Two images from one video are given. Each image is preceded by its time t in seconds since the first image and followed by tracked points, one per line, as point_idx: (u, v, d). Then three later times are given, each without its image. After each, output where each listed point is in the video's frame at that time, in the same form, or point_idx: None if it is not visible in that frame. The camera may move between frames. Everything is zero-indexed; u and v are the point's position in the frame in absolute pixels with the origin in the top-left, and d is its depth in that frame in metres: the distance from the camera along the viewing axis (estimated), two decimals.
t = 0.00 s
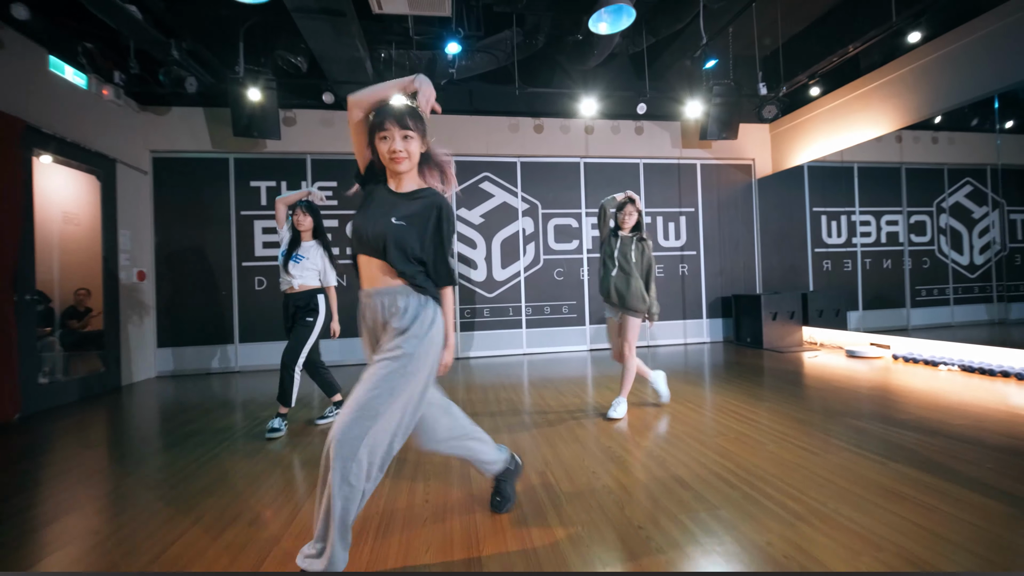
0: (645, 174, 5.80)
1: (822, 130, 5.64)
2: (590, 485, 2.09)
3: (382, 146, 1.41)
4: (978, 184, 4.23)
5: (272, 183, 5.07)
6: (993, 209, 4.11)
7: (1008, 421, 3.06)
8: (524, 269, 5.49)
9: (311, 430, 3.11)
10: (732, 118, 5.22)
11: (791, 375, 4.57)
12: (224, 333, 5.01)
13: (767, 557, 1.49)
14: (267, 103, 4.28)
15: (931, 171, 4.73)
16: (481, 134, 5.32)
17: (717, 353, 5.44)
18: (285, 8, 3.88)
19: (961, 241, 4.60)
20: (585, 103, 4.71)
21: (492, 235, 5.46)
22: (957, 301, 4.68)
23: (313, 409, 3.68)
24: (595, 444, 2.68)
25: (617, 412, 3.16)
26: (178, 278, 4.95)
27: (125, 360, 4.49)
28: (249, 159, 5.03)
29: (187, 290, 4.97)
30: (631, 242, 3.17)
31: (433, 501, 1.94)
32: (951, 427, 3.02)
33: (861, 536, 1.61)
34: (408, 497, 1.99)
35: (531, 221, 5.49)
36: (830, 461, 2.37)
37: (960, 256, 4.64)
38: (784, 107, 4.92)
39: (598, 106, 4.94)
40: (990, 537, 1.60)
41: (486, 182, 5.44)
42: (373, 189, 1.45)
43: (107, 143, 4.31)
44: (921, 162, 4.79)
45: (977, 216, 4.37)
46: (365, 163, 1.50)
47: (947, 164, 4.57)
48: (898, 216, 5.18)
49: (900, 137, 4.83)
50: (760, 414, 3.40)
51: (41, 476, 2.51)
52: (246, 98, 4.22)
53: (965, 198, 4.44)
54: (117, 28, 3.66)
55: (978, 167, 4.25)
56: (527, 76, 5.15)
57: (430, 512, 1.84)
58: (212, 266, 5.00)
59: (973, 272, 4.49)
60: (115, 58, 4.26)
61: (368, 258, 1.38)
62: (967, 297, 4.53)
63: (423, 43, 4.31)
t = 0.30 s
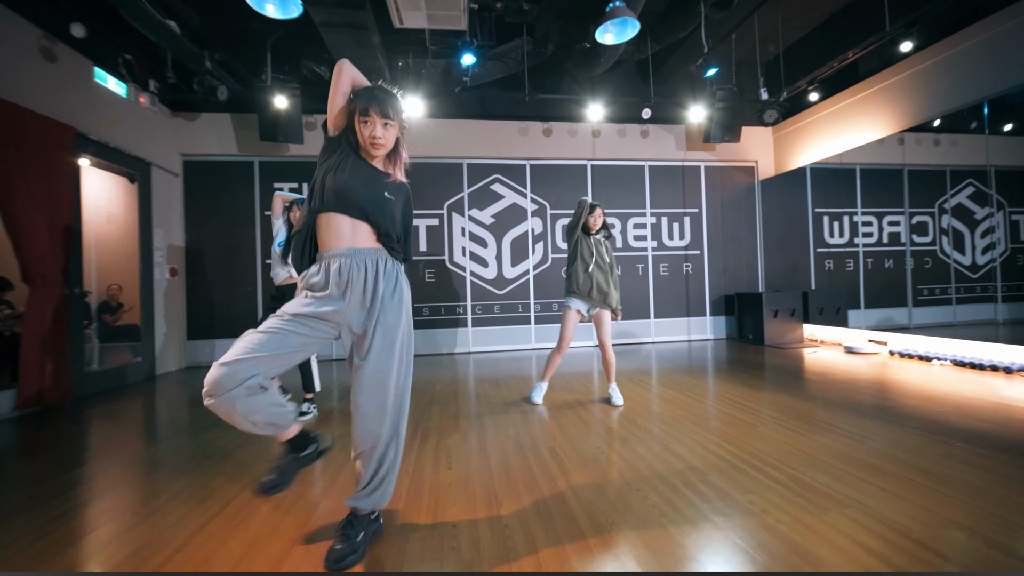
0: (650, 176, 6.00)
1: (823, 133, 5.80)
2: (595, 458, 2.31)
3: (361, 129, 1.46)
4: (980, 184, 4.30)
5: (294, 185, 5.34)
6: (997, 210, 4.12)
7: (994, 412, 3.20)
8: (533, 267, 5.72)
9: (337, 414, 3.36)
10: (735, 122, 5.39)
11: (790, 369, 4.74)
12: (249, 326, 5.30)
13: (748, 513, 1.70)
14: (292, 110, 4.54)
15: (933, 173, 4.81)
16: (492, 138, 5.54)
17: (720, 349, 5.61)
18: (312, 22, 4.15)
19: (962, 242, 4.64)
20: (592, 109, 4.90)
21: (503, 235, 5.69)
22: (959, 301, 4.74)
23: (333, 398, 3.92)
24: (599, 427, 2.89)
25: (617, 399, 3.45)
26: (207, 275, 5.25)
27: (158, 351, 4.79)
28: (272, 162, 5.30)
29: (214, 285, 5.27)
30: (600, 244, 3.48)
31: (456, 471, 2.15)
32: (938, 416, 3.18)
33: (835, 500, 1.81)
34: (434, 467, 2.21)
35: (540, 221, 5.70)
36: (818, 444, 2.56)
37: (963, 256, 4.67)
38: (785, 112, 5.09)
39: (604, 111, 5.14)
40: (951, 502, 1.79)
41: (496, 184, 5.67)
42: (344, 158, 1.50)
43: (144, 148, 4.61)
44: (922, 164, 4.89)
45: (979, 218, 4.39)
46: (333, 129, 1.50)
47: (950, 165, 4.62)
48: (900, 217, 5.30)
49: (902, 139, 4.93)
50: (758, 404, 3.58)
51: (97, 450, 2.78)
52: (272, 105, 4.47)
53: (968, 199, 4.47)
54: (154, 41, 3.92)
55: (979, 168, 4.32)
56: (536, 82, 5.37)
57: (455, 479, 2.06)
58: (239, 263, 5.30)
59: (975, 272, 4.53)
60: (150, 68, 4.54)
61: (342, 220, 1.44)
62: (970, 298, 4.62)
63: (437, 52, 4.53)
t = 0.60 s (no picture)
0: (661, 179, 6.19)
1: (830, 136, 5.95)
2: (609, 437, 2.54)
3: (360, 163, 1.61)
4: (990, 184, 4.42)
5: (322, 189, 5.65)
6: (1008, 210, 4.22)
7: (992, 404, 3.36)
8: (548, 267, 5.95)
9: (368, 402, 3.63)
10: (744, 126, 5.56)
11: (797, 365, 4.91)
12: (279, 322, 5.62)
13: (748, 483, 1.92)
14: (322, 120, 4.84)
15: (943, 174, 4.93)
16: (510, 144, 5.79)
17: (729, 346, 5.78)
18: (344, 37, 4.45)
19: (972, 242, 4.74)
20: (606, 115, 5.11)
21: (519, 235, 5.93)
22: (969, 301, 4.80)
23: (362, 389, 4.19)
24: (613, 414, 3.12)
25: (621, 386, 3.72)
26: (241, 274, 5.58)
27: (197, 345, 5.13)
28: (302, 168, 5.62)
29: (248, 283, 5.60)
30: (583, 253, 3.88)
31: (485, 448, 2.41)
32: (937, 408, 3.35)
33: (828, 474, 2.02)
34: (465, 444, 2.47)
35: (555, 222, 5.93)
36: (818, 430, 2.76)
37: (973, 256, 4.73)
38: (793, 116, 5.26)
39: (617, 117, 5.35)
40: (934, 476, 1.99)
41: (513, 187, 5.91)
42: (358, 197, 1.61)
43: (185, 155, 4.95)
44: (930, 166, 5.02)
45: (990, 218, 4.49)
46: (345, 172, 1.57)
47: (960, 166, 4.75)
48: (910, 218, 5.41)
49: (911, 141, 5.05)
50: (765, 397, 3.77)
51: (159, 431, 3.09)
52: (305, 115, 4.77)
53: (978, 199, 4.59)
54: (200, 57, 4.23)
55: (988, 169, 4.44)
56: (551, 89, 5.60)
57: (485, 452, 2.32)
58: (270, 262, 5.62)
59: (986, 272, 4.56)
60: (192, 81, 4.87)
61: (368, 248, 1.61)
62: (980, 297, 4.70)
63: (459, 63, 4.79)
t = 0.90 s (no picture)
0: (671, 179, 6.38)
1: (836, 138, 6.11)
2: (624, 419, 2.78)
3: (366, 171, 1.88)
4: (993, 183, 4.46)
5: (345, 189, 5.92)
6: (1014, 210, 4.28)
7: (988, 395, 3.54)
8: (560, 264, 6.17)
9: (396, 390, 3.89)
10: (752, 128, 5.74)
11: (801, 359, 5.10)
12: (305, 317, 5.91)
13: (752, 457, 2.14)
14: (348, 124, 5.09)
15: (949, 174, 5.00)
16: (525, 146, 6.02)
17: (736, 341, 5.97)
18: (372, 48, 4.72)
19: (978, 241, 4.79)
20: (618, 118, 5.31)
21: (533, 234, 6.15)
22: (974, 299, 4.85)
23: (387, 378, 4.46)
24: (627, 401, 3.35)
25: (631, 374, 3.96)
26: (269, 270, 5.87)
27: (229, 337, 5.43)
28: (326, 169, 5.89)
29: (275, 279, 5.89)
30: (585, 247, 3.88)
31: (512, 428, 2.66)
32: (934, 398, 3.53)
33: (824, 451, 2.24)
34: (494, 425, 2.72)
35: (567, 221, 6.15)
36: (818, 417, 2.97)
37: (977, 255, 4.79)
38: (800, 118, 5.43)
39: (629, 120, 5.55)
40: (921, 453, 2.20)
41: (527, 187, 6.14)
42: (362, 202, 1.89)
43: (219, 158, 5.24)
44: (937, 165, 5.11)
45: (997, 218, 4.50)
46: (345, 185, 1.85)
47: (967, 165, 4.78)
48: (915, 217, 5.55)
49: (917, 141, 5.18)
50: (770, 388, 3.97)
51: (208, 412, 3.37)
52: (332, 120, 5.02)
53: (985, 198, 4.60)
54: (235, 66, 4.49)
55: (1000, 168, 4.39)
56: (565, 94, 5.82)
57: (514, 432, 2.57)
58: (297, 259, 5.91)
59: (993, 270, 4.59)
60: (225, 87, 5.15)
61: (371, 245, 1.86)
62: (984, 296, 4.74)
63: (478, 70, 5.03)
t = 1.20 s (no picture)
0: (679, 176, 6.51)
1: (842, 135, 6.22)
2: (640, 402, 2.92)
3: (387, 157, 2.05)
4: (998, 180, 4.63)
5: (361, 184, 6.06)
6: (1017, 207, 4.44)
7: (988, 382, 3.67)
8: (571, 258, 6.32)
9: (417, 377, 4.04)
10: (760, 125, 5.86)
11: (807, 351, 5.24)
12: (322, 309, 6.07)
13: (765, 434, 2.29)
14: (366, 121, 5.23)
15: (954, 172, 5.14)
16: (537, 143, 6.15)
17: (743, 334, 6.10)
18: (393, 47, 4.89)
19: (981, 238, 4.96)
20: (629, 116, 5.44)
21: (543, 229, 6.29)
22: (976, 294, 5.02)
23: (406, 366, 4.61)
24: (641, 387, 3.50)
25: (646, 361, 4.12)
26: (287, 264, 6.03)
27: (250, 328, 5.59)
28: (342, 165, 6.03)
29: (292, 272, 6.04)
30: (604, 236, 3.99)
31: (536, 410, 2.81)
32: (935, 386, 3.66)
33: (833, 428, 2.38)
34: (518, 408, 2.87)
35: (578, 216, 6.28)
36: (826, 401, 3.11)
37: (981, 251, 4.96)
38: (807, 116, 5.54)
39: (639, 117, 5.67)
40: (923, 430, 2.35)
41: (538, 183, 6.27)
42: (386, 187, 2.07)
43: (240, 154, 5.39)
44: (941, 162, 5.25)
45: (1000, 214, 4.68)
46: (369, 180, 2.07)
47: (970, 163, 4.93)
48: (920, 213, 5.67)
49: (921, 139, 5.30)
50: (777, 377, 4.10)
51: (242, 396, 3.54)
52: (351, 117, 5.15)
53: (989, 195, 4.76)
54: (258, 65, 4.63)
55: (1002, 166, 4.57)
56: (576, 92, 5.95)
57: (537, 413, 2.72)
58: (314, 253, 6.06)
59: (995, 266, 4.74)
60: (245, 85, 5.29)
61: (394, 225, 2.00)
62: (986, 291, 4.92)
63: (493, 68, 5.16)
